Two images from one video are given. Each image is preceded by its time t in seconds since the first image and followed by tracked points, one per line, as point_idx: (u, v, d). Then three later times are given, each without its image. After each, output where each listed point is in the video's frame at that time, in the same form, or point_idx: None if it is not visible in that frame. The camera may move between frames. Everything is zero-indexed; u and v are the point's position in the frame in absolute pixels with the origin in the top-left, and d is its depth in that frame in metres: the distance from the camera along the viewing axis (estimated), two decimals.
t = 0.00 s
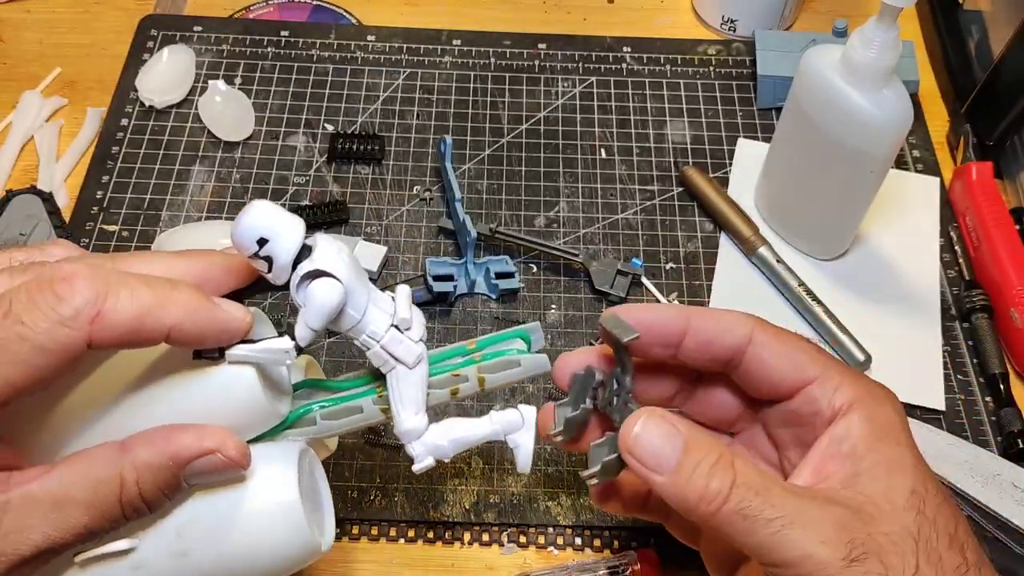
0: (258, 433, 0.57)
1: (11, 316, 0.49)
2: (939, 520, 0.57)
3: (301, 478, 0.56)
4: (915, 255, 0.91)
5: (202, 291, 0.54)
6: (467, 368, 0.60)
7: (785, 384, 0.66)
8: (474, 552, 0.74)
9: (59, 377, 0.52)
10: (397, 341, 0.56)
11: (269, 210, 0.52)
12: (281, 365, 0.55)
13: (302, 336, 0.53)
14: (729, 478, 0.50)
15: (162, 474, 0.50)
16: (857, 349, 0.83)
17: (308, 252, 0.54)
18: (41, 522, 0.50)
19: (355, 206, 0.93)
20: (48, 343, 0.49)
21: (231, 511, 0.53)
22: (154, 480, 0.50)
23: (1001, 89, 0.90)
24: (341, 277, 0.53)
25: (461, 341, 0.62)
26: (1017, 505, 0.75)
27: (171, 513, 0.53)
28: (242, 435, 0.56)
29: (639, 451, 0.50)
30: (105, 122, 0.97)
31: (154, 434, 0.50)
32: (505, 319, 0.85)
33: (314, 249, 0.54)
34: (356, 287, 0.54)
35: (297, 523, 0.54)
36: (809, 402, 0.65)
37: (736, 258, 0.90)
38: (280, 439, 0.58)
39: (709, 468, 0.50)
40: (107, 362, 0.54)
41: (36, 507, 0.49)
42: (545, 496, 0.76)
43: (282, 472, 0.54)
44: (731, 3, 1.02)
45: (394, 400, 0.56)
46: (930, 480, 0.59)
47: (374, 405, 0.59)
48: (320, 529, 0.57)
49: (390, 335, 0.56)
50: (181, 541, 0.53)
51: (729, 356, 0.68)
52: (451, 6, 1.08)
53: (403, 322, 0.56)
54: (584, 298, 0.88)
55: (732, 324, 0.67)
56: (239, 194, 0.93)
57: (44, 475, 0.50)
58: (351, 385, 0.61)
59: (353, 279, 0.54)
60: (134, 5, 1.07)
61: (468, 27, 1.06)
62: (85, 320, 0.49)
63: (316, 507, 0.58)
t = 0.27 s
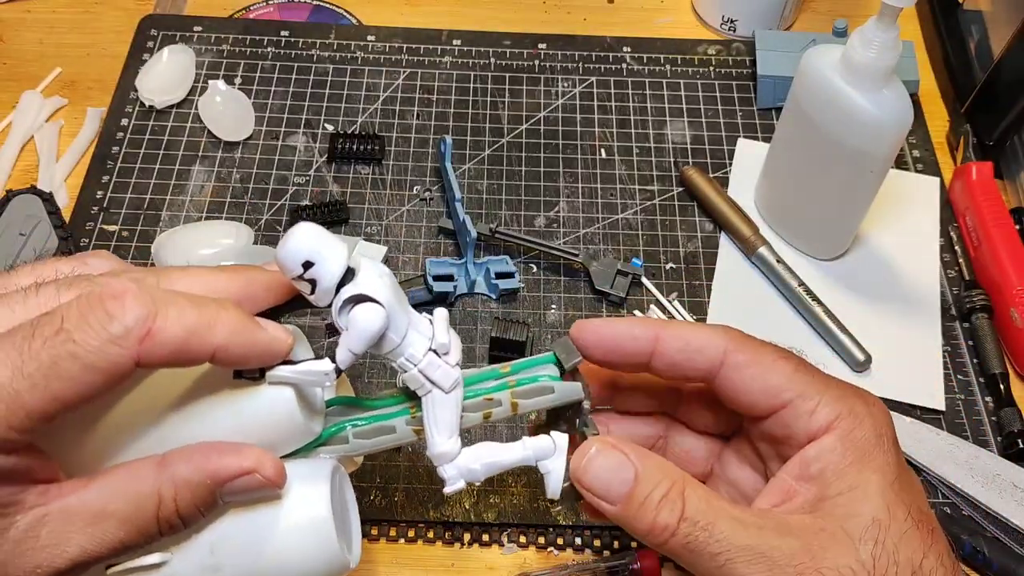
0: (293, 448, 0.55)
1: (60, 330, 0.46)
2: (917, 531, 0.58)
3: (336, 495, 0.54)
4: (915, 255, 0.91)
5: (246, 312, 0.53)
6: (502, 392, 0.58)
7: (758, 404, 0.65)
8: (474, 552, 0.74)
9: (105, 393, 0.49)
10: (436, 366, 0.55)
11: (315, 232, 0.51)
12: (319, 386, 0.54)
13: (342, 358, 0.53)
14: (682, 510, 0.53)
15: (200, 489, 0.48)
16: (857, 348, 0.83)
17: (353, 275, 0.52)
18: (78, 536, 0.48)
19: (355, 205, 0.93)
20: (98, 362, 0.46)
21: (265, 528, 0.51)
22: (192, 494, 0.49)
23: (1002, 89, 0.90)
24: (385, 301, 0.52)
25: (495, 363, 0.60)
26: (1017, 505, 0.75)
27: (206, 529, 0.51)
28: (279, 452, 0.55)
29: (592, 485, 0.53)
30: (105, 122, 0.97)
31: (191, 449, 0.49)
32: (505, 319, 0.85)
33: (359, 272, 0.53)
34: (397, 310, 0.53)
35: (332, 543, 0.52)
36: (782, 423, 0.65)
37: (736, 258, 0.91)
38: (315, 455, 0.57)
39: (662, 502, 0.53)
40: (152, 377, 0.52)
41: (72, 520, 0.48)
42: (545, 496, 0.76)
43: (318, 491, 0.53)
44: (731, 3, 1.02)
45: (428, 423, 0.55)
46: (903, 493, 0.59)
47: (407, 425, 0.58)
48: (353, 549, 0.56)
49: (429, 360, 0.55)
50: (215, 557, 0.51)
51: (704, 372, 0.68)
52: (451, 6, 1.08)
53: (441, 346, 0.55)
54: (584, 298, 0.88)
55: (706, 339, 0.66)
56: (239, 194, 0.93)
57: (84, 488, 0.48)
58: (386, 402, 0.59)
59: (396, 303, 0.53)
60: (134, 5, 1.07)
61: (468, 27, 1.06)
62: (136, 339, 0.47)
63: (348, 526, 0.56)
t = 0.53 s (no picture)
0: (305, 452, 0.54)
1: (59, 348, 0.45)
2: (936, 526, 0.58)
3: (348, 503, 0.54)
4: (915, 254, 0.91)
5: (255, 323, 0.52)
6: (519, 394, 0.57)
7: (774, 395, 0.66)
8: (474, 552, 0.74)
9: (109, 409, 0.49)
10: (451, 372, 0.53)
11: (325, 235, 0.49)
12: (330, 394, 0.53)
13: (354, 366, 0.51)
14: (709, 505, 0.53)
15: (210, 499, 0.48)
16: (857, 348, 0.83)
17: (364, 278, 0.51)
18: (78, 550, 0.49)
19: (355, 205, 0.93)
20: (99, 380, 0.45)
21: (277, 538, 0.51)
22: (202, 504, 0.48)
23: (1001, 89, 0.90)
24: (399, 306, 0.51)
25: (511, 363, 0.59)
26: (1018, 505, 0.75)
27: (217, 539, 0.51)
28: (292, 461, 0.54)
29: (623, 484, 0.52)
30: (105, 122, 0.97)
31: (202, 457, 0.49)
32: (505, 319, 0.85)
33: (370, 276, 0.51)
34: (411, 315, 0.52)
35: (344, 552, 0.52)
36: (800, 415, 0.65)
37: (736, 258, 0.91)
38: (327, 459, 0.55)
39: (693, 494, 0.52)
40: (156, 391, 0.50)
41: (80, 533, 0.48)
42: (545, 496, 0.76)
43: (329, 501, 0.52)
44: (731, 3, 1.02)
45: (446, 427, 0.54)
46: (923, 489, 0.60)
47: (422, 427, 0.56)
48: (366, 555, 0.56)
49: (444, 365, 0.53)
50: (226, 564, 0.51)
51: (719, 364, 0.68)
52: (450, 6, 1.08)
53: (457, 351, 0.54)
54: (585, 298, 0.88)
55: (724, 330, 0.67)
56: (239, 194, 0.93)
57: (85, 506, 0.48)
58: (400, 403, 0.58)
59: (410, 308, 0.52)
60: (134, 5, 1.07)
61: (468, 27, 1.06)
62: (136, 357, 0.46)
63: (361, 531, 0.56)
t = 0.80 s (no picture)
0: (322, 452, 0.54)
1: (76, 342, 0.45)
2: (960, 517, 0.56)
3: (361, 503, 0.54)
4: (915, 254, 0.91)
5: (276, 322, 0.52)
6: (537, 396, 0.57)
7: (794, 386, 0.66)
8: (475, 552, 0.74)
9: (125, 406, 0.48)
10: (470, 372, 0.53)
11: (343, 234, 0.49)
12: (350, 394, 0.53)
13: (372, 366, 0.51)
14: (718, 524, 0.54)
15: (224, 498, 0.48)
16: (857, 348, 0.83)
17: (382, 278, 0.51)
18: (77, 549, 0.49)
19: (355, 205, 0.93)
20: (102, 368, 0.45)
21: (289, 537, 0.51)
22: (216, 503, 0.48)
23: (1001, 89, 0.90)
24: (417, 307, 0.51)
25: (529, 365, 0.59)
26: (1017, 504, 0.75)
27: (230, 537, 0.51)
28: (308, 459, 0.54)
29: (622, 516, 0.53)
30: (105, 122, 0.97)
31: (218, 456, 0.48)
32: (505, 319, 0.85)
33: (388, 276, 0.51)
34: (429, 315, 0.51)
35: (357, 552, 0.52)
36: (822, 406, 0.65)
37: (736, 258, 0.91)
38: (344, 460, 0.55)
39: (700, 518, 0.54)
40: (173, 387, 0.50)
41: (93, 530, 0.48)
42: (545, 496, 0.76)
43: (342, 501, 0.52)
44: (731, 3, 1.02)
45: (463, 428, 0.55)
46: (948, 477, 0.58)
47: (438, 429, 0.56)
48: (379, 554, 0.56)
49: (462, 365, 0.53)
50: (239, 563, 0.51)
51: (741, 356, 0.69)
52: (450, 6, 1.08)
53: (474, 351, 0.53)
54: (584, 298, 0.88)
55: (742, 322, 0.67)
56: (239, 194, 0.93)
57: (85, 505, 0.48)
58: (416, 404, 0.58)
59: (429, 308, 0.51)
60: (134, 4, 1.07)
61: (468, 27, 1.06)
62: (154, 352, 0.45)
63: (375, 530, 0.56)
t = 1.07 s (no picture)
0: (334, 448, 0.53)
1: (88, 326, 0.46)
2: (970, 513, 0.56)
3: (376, 495, 0.53)
4: (915, 254, 0.91)
5: (278, 312, 0.52)
6: (543, 382, 0.56)
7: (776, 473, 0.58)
8: (475, 552, 0.74)
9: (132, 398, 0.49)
10: (469, 352, 0.53)
11: (336, 225, 0.49)
12: (354, 379, 0.52)
13: (371, 348, 0.52)
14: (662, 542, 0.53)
15: (237, 484, 0.47)
16: (857, 348, 0.83)
17: (376, 264, 0.51)
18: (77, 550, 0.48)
19: (354, 205, 0.93)
20: (107, 363, 0.45)
21: (302, 526, 0.50)
22: (229, 488, 0.47)
23: (1002, 89, 0.90)
24: (411, 289, 0.51)
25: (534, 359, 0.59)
26: (1017, 505, 0.75)
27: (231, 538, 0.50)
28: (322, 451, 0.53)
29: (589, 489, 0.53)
30: (105, 122, 0.97)
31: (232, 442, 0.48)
32: (505, 319, 0.85)
33: (383, 261, 0.51)
34: (424, 298, 0.52)
35: (371, 540, 0.50)
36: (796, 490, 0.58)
37: (736, 258, 0.91)
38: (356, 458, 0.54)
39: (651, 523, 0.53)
40: (192, 373, 0.51)
41: (114, 519, 0.48)
42: (545, 496, 0.76)
43: (357, 490, 0.51)
44: (731, 3, 1.02)
45: (466, 412, 0.53)
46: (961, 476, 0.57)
47: (449, 420, 0.55)
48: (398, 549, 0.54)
49: (461, 346, 0.53)
50: (255, 556, 0.50)
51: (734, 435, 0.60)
52: (451, 6, 1.08)
53: (472, 331, 0.54)
54: (584, 298, 0.88)
55: (743, 397, 0.59)
56: (239, 194, 0.93)
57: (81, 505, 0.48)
58: (425, 403, 0.58)
59: (423, 291, 0.52)
60: (134, 4, 1.07)
61: (468, 27, 1.06)
62: (159, 338, 0.46)
63: (392, 525, 0.55)
